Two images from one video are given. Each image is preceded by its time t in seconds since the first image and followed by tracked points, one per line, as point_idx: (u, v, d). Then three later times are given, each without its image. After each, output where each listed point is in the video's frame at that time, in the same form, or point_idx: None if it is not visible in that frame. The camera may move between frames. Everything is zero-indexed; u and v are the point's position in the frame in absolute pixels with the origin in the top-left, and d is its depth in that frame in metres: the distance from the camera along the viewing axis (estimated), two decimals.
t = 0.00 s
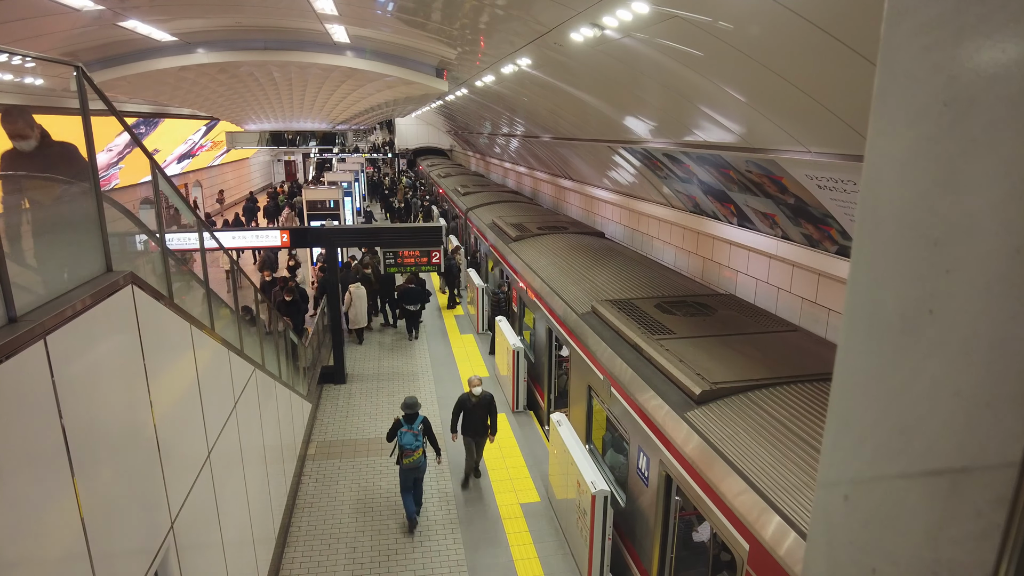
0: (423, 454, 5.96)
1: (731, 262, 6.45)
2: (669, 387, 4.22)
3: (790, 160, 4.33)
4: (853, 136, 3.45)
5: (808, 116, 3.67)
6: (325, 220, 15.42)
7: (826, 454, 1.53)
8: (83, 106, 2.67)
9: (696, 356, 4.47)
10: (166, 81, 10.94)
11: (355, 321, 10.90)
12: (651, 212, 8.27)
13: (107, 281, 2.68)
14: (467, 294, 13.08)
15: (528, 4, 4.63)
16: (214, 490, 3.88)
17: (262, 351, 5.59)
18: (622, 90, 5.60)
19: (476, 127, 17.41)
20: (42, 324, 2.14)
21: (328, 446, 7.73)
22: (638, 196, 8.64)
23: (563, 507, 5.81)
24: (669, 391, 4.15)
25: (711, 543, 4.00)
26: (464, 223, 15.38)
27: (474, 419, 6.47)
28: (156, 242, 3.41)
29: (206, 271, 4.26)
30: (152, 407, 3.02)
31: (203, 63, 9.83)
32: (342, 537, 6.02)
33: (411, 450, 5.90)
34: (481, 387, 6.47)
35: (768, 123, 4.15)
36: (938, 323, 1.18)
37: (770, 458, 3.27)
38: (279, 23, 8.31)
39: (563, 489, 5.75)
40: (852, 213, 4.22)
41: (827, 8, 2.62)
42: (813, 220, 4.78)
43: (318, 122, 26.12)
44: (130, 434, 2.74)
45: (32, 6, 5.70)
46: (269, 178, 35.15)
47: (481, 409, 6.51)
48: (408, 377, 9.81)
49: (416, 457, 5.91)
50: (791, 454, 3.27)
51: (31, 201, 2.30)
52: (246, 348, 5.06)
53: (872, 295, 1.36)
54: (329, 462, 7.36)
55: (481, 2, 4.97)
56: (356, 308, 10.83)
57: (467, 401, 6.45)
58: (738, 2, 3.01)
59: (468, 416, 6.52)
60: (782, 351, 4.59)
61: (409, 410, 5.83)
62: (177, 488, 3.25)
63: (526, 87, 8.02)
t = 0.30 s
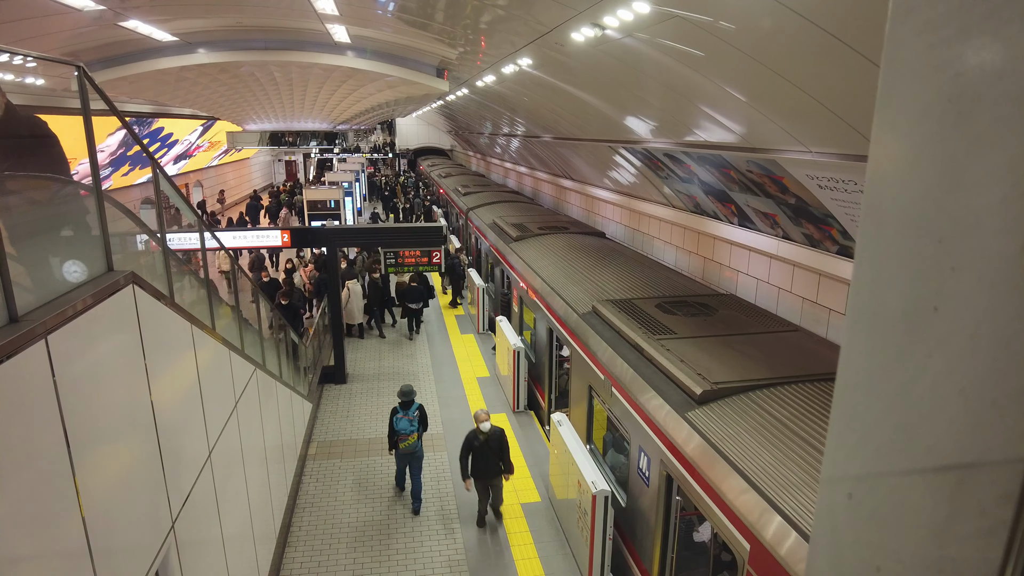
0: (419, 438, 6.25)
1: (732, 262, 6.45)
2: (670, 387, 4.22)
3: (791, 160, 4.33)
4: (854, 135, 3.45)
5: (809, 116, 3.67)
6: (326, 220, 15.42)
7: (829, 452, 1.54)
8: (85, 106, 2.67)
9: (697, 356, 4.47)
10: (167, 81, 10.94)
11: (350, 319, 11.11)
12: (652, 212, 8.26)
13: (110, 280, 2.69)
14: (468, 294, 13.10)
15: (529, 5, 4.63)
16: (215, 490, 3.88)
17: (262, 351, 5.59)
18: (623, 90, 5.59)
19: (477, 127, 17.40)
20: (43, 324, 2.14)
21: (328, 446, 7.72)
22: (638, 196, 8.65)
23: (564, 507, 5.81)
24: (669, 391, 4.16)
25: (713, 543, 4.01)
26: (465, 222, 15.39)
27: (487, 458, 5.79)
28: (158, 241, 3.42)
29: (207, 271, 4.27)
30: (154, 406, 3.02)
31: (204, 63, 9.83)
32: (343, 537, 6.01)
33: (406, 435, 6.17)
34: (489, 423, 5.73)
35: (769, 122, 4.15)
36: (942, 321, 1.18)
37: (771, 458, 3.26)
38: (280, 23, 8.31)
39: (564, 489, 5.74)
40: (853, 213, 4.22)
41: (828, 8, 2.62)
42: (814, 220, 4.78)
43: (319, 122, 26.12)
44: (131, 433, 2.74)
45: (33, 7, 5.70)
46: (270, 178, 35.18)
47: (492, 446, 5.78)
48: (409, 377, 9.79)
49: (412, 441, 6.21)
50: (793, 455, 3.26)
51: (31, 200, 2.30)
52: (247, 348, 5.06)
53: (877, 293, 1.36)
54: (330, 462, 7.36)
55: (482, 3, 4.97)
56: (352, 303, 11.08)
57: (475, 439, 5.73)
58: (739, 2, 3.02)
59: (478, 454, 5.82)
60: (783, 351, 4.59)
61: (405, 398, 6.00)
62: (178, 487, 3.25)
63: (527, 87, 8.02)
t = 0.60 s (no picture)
0: (413, 422, 6.59)
1: (733, 262, 6.45)
2: (671, 387, 4.22)
3: (792, 160, 4.33)
4: (855, 135, 3.46)
5: (811, 116, 3.67)
6: (327, 220, 15.43)
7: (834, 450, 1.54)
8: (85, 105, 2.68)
9: (698, 356, 4.47)
10: (168, 81, 10.95)
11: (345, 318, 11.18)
12: (653, 212, 8.26)
13: (111, 280, 2.70)
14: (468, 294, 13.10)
15: (530, 5, 4.64)
16: (217, 489, 3.89)
17: (264, 351, 5.60)
18: (624, 90, 5.59)
19: (478, 127, 17.41)
20: (45, 323, 2.14)
21: (330, 446, 7.73)
22: (639, 196, 8.65)
23: (565, 506, 5.82)
24: (670, 390, 4.16)
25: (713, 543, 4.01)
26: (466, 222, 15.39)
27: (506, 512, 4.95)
28: (159, 241, 3.43)
29: (209, 271, 4.28)
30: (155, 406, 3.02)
31: (205, 63, 9.84)
32: (344, 537, 6.01)
33: (401, 419, 6.50)
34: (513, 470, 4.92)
35: (770, 122, 4.14)
36: (948, 321, 1.18)
37: (773, 458, 3.26)
38: (281, 23, 8.31)
39: (565, 489, 5.74)
40: (854, 212, 4.22)
41: (830, 7, 2.62)
42: (815, 220, 4.78)
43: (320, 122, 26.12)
44: (132, 433, 2.74)
45: (34, 7, 5.70)
46: (271, 178, 35.20)
47: (516, 498, 4.95)
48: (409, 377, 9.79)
49: (406, 426, 6.53)
50: (794, 455, 3.26)
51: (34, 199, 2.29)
52: (248, 348, 5.07)
53: (883, 291, 1.36)
54: (331, 462, 7.36)
55: (483, 3, 4.97)
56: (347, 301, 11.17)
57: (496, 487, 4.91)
58: (741, 2, 3.01)
59: (497, 506, 4.98)
60: (785, 351, 4.59)
61: (399, 384, 6.36)
62: (179, 487, 3.26)
63: (528, 87, 8.03)
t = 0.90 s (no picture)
0: (413, 411, 6.82)
1: (734, 263, 6.46)
2: (672, 387, 4.23)
3: (794, 161, 4.33)
4: (856, 135, 3.46)
5: (812, 118, 3.67)
6: (328, 220, 15.45)
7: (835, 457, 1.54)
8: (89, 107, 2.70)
9: (700, 357, 4.48)
10: (170, 81, 10.95)
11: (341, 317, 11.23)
12: (654, 212, 8.27)
13: (114, 282, 2.71)
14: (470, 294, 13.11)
15: (532, 6, 4.63)
16: (219, 489, 3.90)
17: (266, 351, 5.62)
18: (626, 90, 5.60)
19: (479, 127, 17.42)
20: (49, 325, 2.17)
21: (331, 446, 7.74)
22: (641, 197, 8.65)
23: (566, 507, 5.82)
24: (671, 392, 4.16)
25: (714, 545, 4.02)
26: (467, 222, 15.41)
27: None
28: (162, 242, 3.44)
29: (212, 272, 4.30)
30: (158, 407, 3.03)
31: (207, 63, 9.85)
32: (346, 537, 6.02)
33: (401, 408, 6.75)
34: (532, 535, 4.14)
35: (772, 123, 4.15)
36: (949, 332, 1.19)
37: (774, 461, 3.27)
38: (283, 23, 8.31)
39: (566, 489, 5.75)
40: (856, 214, 4.22)
41: (832, 11, 2.62)
42: (817, 221, 4.78)
43: (321, 122, 26.11)
44: (135, 434, 2.76)
45: (37, 7, 5.70)
46: (272, 177, 35.21)
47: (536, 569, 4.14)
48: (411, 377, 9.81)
49: (406, 414, 6.76)
50: (795, 457, 3.27)
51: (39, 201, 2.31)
52: (250, 348, 5.08)
53: (884, 301, 1.36)
54: (332, 462, 7.37)
55: (485, 3, 4.97)
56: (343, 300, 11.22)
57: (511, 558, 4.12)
58: (743, 4, 3.01)
59: None
60: (786, 353, 4.60)
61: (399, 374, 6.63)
62: (182, 488, 3.27)
63: (529, 88, 8.03)
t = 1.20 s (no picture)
0: (412, 398, 7.15)
1: (735, 263, 6.46)
2: (672, 386, 4.24)
3: (795, 161, 4.33)
4: (857, 134, 3.47)
5: (812, 117, 3.67)
6: (331, 220, 15.44)
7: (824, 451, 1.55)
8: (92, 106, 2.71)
9: (700, 356, 4.48)
10: (173, 81, 10.97)
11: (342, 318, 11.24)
12: (656, 212, 8.27)
13: (116, 281, 2.72)
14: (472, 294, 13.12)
15: (534, 6, 4.64)
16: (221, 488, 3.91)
17: (268, 351, 5.63)
18: (627, 90, 5.60)
19: (482, 127, 17.42)
20: (52, 323, 2.18)
21: (333, 446, 7.74)
22: (642, 197, 8.64)
23: (567, 506, 5.84)
24: (672, 391, 4.17)
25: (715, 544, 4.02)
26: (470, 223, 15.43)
27: None
28: (165, 242, 3.46)
29: (214, 271, 4.31)
30: (160, 406, 3.04)
31: (210, 63, 9.87)
32: (348, 536, 6.03)
33: (400, 395, 7.08)
34: None
35: (772, 123, 4.15)
36: (931, 323, 1.19)
37: (773, 459, 3.27)
38: (286, 24, 8.32)
39: (568, 489, 5.76)
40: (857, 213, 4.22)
41: (831, 9, 2.62)
42: (818, 221, 4.78)
43: (323, 123, 26.11)
44: (138, 431, 2.77)
45: (41, 8, 5.72)
46: (275, 178, 35.24)
47: None
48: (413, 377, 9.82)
49: (404, 401, 7.10)
50: (794, 455, 3.27)
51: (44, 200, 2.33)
52: (253, 348, 5.10)
53: (869, 294, 1.36)
54: (334, 461, 7.37)
55: (487, 3, 4.98)
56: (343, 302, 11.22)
57: None
58: (743, 4, 3.02)
59: None
60: (786, 352, 4.60)
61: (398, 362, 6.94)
62: (184, 486, 3.28)
63: (531, 88, 8.03)
